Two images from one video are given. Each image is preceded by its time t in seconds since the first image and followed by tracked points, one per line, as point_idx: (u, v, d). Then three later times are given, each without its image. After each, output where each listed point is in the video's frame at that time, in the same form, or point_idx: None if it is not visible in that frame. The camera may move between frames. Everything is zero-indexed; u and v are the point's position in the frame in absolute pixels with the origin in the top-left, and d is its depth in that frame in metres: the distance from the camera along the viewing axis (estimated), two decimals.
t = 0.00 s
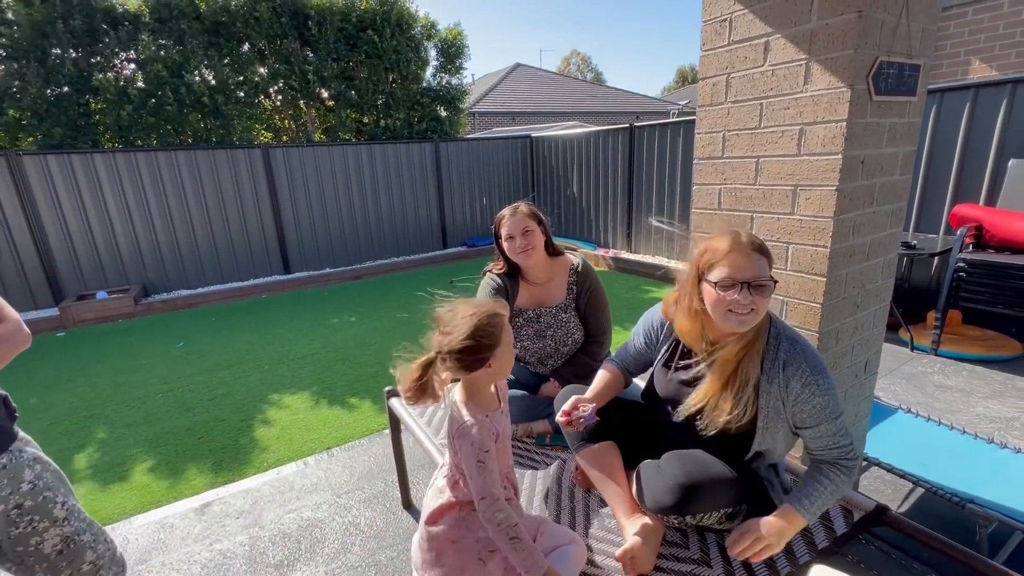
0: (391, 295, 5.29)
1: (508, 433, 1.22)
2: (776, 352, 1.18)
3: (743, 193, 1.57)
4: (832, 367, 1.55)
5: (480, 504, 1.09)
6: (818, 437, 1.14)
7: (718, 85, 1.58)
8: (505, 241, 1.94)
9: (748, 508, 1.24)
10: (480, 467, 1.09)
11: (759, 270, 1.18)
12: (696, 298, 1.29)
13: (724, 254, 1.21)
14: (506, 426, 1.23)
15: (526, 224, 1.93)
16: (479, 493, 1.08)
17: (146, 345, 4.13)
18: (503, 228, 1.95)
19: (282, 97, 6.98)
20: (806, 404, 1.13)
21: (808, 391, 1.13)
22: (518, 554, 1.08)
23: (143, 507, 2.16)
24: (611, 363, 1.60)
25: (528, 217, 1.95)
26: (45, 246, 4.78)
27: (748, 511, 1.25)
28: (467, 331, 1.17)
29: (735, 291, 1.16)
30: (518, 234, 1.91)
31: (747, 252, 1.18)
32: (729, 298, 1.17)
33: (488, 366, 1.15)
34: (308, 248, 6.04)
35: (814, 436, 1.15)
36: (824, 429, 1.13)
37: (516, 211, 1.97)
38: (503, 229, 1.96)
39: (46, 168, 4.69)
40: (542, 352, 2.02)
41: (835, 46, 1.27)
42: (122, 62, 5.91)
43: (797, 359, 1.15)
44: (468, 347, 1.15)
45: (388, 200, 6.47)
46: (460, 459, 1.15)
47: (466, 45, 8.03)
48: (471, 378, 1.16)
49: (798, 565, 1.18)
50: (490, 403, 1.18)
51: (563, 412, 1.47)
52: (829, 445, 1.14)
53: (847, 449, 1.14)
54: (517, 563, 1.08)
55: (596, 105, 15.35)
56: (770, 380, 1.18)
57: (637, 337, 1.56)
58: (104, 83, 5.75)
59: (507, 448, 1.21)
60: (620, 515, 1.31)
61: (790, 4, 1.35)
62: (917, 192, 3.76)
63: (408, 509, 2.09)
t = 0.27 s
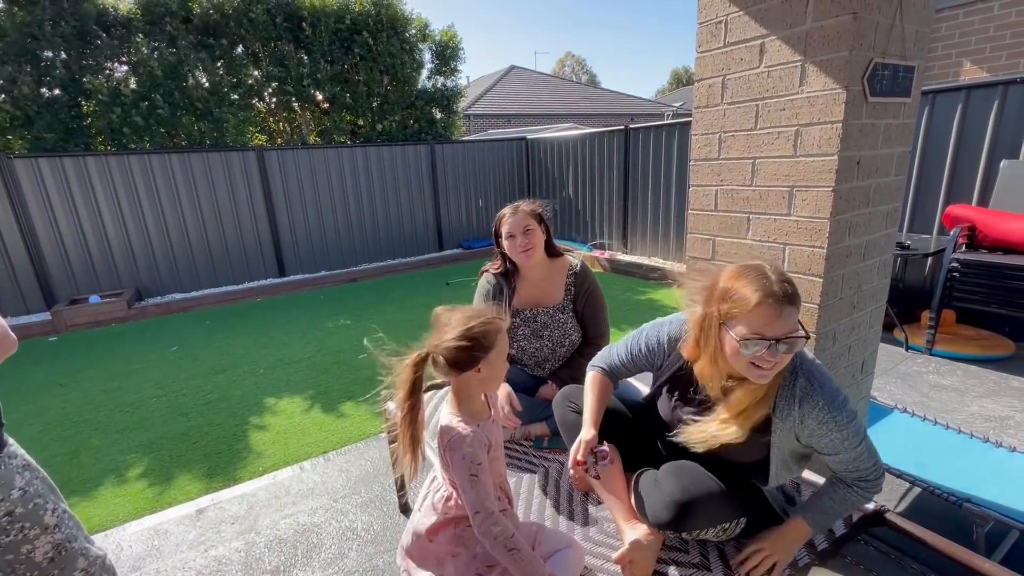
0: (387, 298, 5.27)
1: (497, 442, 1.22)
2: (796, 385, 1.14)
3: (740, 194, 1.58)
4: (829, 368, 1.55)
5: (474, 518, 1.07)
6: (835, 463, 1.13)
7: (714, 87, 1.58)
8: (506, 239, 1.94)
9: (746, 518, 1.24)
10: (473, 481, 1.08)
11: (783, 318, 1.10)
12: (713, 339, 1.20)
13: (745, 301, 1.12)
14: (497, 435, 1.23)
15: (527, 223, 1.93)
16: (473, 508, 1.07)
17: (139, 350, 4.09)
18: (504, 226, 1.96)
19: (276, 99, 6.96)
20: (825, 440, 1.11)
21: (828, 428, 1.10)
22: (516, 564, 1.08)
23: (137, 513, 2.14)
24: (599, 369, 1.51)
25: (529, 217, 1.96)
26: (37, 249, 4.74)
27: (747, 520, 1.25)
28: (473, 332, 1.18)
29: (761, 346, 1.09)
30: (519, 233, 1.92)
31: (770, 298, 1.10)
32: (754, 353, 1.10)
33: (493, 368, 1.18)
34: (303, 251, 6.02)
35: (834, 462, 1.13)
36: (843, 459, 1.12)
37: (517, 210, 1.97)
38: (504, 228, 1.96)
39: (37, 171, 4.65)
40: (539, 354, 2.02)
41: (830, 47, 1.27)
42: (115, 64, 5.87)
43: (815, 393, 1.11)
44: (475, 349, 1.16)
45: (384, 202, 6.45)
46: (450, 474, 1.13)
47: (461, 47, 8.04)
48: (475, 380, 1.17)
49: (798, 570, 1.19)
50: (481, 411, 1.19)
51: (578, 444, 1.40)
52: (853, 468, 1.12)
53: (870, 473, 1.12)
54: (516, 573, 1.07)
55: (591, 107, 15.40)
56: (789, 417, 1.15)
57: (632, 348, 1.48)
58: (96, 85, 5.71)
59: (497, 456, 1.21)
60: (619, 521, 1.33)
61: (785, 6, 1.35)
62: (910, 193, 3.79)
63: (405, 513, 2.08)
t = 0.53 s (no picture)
0: (382, 300, 5.26)
1: (490, 443, 1.21)
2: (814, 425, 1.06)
3: (734, 195, 1.58)
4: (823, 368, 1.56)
5: (464, 521, 1.06)
6: (856, 496, 1.08)
7: (707, 87, 1.58)
8: (505, 236, 1.94)
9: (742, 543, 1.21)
10: (461, 483, 1.07)
11: (806, 369, 0.98)
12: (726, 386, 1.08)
13: (764, 352, 1.00)
14: (490, 437, 1.22)
15: (526, 221, 1.93)
16: (462, 510, 1.06)
17: (132, 353, 4.06)
18: (503, 224, 1.95)
19: (270, 101, 6.93)
20: (849, 481, 1.05)
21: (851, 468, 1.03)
22: (510, 566, 1.06)
23: (129, 517, 2.12)
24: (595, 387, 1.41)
25: (529, 215, 1.95)
26: (29, 252, 4.70)
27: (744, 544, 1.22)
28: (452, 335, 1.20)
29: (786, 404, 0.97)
30: (518, 231, 1.91)
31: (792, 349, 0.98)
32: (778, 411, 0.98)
33: (471, 368, 1.17)
34: (298, 253, 5.99)
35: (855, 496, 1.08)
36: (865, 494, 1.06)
37: (517, 208, 1.96)
38: (503, 226, 1.96)
39: (29, 173, 4.62)
40: (534, 352, 2.02)
41: (823, 47, 1.28)
42: (108, 66, 5.84)
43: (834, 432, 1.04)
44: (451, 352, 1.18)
45: (379, 204, 6.44)
46: (441, 477, 1.12)
47: (456, 49, 8.04)
48: (454, 382, 1.17)
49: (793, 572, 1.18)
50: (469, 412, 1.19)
51: (575, 479, 1.34)
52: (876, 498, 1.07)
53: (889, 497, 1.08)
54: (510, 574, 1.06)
55: (586, 109, 15.43)
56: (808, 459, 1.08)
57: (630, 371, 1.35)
58: (89, 87, 5.67)
59: (490, 457, 1.20)
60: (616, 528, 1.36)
61: (778, 6, 1.35)
62: (903, 193, 3.81)
63: (400, 516, 2.06)
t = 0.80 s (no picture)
0: (379, 301, 5.26)
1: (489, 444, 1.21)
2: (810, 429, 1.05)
3: (729, 195, 1.58)
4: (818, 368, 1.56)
5: (463, 519, 1.05)
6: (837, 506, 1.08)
7: (701, 88, 1.59)
8: (504, 232, 1.95)
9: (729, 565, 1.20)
10: (459, 480, 1.06)
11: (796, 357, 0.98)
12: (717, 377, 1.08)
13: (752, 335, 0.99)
14: (490, 436, 1.22)
15: (525, 217, 1.96)
16: (460, 509, 1.05)
17: (128, 356, 4.04)
18: (502, 221, 1.97)
19: (267, 102, 6.91)
20: (832, 490, 1.04)
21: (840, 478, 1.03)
22: (508, 566, 1.06)
23: (124, 521, 2.11)
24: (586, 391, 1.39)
25: (528, 212, 1.98)
26: (24, 254, 4.68)
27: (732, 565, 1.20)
28: (443, 339, 1.20)
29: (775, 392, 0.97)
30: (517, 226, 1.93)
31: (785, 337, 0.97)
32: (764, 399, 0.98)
33: (459, 374, 1.16)
34: (294, 254, 5.98)
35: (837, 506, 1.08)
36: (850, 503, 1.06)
37: (516, 206, 1.99)
38: (502, 222, 1.98)
39: (23, 175, 4.59)
40: (530, 349, 2.01)
41: (815, 48, 1.28)
42: (103, 67, 5.82)
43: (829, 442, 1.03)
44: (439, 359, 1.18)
45: (376, 205, 6.43)
46: (439, 476, 1.12)
47: (452, 50, 8.04)
48: (443, 387, 1.18)
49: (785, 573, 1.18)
50: (466, 414, 1.19)
51: (579, 487, 1.28)
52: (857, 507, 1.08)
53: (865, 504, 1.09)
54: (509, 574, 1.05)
55: (583, 110, 15.46)
56: (798, 465, 1.07)
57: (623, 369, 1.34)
58: (84, 88, 5.65)
59: (488, 457, 1.19)
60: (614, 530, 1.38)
61: (770, 7, 1.36)
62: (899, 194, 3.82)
63: (396, 517, 2.06)
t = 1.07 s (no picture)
0: (377, 302, 5.25)
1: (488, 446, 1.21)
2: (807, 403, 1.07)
3: (725, 196, 1.58)
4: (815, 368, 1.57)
5: (462, 519, 1.05)
6: (824, 493, 1.07)
7: (698, 90, 1.59)
8: (502, 232, 1.94)
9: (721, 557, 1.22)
10: (458, 481, 1.07)
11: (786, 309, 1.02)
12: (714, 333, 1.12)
13: (746, 286, 1.05)
14: (488, 438, 1.22)
15: (523, 218, 1.95)
16: (458, 509, 1.05)
17: (125, 357, 4.03)
18: (500, 222, 1.96)
19: (265, 103, 6.90)
20: (822, 476, 1.04)
21: (828, 457, 1.03)
22: (506, 567, 1.06)
23: (121, 523, 2.10)
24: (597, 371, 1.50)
25: (525, 212, 1.97)
26: (21, 256, 4.67)
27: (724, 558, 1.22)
28: (443, 341, 1.20)
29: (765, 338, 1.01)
30: (514, 227, 1.92)
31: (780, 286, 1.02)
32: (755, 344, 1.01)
33: (460, 378, 1.16)
34: (293, 256, 5.98)
35: (822, 495, 1.07)
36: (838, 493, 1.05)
37: (513, 206, 1.98)
38: (499, 223, 1.97)
39: (20, 176, 4.58)
40: (527, 348, 2.01)
41: (810, 51, 1.28)
42: (100, 68, 5.81)
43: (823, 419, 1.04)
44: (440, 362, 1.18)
45: (374, 206, 6.43)
46: (438, 477, 1.12)
47: (451, 50, 8.04)
48: (444, 389, 1.18)
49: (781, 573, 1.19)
50: (467, 417, 1.19)
51: (588, 459, 1.37)
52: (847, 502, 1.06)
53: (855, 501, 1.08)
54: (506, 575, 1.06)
55: (581, 110, 15.47)
56: (789, 440, 1.07)
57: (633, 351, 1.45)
58: (82, 90, 5.65)
59: (487, 459, 1.20)
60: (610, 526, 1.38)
61: (767, 9, 1.36)
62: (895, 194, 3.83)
63: (395, 519, 2.06)
